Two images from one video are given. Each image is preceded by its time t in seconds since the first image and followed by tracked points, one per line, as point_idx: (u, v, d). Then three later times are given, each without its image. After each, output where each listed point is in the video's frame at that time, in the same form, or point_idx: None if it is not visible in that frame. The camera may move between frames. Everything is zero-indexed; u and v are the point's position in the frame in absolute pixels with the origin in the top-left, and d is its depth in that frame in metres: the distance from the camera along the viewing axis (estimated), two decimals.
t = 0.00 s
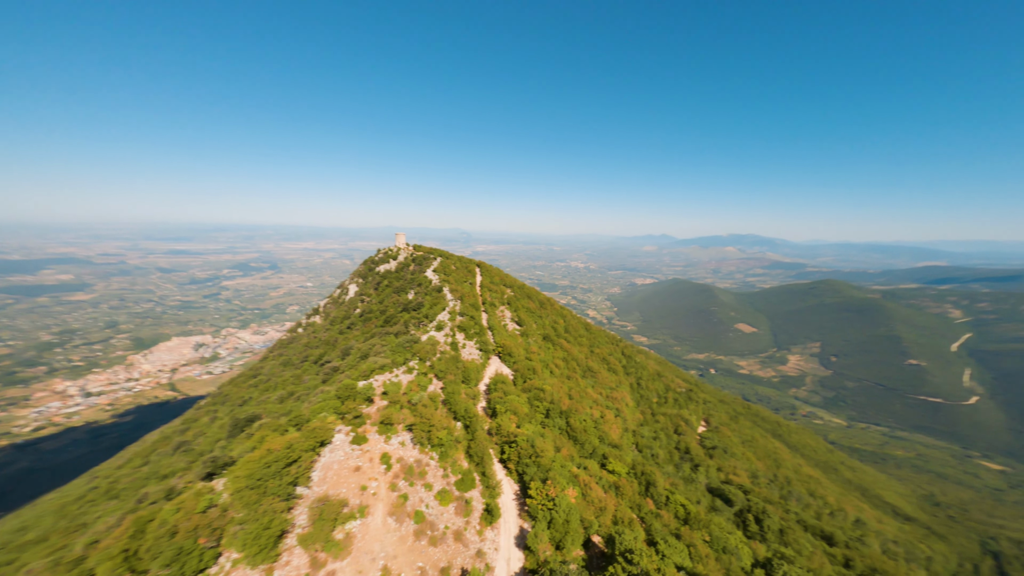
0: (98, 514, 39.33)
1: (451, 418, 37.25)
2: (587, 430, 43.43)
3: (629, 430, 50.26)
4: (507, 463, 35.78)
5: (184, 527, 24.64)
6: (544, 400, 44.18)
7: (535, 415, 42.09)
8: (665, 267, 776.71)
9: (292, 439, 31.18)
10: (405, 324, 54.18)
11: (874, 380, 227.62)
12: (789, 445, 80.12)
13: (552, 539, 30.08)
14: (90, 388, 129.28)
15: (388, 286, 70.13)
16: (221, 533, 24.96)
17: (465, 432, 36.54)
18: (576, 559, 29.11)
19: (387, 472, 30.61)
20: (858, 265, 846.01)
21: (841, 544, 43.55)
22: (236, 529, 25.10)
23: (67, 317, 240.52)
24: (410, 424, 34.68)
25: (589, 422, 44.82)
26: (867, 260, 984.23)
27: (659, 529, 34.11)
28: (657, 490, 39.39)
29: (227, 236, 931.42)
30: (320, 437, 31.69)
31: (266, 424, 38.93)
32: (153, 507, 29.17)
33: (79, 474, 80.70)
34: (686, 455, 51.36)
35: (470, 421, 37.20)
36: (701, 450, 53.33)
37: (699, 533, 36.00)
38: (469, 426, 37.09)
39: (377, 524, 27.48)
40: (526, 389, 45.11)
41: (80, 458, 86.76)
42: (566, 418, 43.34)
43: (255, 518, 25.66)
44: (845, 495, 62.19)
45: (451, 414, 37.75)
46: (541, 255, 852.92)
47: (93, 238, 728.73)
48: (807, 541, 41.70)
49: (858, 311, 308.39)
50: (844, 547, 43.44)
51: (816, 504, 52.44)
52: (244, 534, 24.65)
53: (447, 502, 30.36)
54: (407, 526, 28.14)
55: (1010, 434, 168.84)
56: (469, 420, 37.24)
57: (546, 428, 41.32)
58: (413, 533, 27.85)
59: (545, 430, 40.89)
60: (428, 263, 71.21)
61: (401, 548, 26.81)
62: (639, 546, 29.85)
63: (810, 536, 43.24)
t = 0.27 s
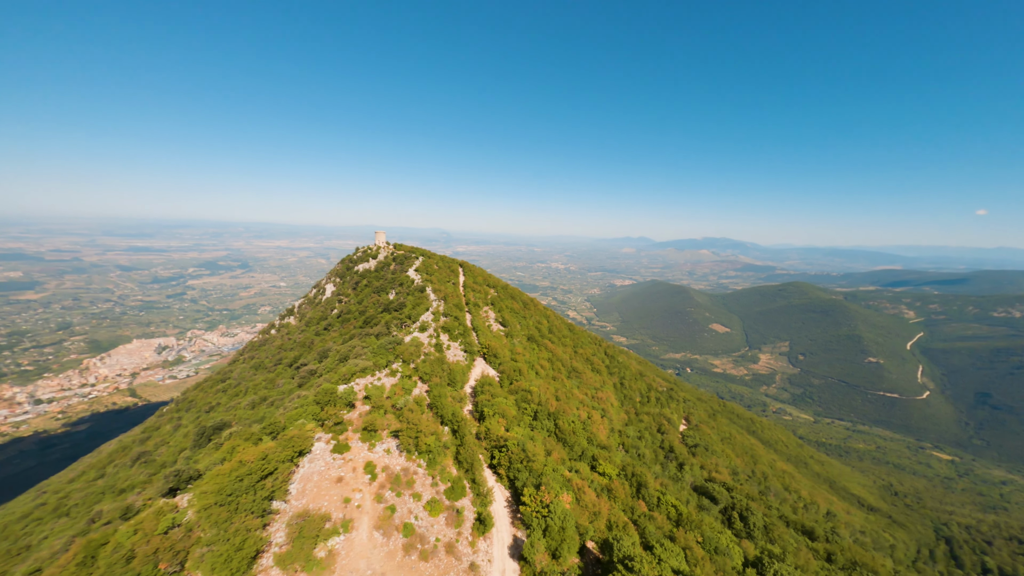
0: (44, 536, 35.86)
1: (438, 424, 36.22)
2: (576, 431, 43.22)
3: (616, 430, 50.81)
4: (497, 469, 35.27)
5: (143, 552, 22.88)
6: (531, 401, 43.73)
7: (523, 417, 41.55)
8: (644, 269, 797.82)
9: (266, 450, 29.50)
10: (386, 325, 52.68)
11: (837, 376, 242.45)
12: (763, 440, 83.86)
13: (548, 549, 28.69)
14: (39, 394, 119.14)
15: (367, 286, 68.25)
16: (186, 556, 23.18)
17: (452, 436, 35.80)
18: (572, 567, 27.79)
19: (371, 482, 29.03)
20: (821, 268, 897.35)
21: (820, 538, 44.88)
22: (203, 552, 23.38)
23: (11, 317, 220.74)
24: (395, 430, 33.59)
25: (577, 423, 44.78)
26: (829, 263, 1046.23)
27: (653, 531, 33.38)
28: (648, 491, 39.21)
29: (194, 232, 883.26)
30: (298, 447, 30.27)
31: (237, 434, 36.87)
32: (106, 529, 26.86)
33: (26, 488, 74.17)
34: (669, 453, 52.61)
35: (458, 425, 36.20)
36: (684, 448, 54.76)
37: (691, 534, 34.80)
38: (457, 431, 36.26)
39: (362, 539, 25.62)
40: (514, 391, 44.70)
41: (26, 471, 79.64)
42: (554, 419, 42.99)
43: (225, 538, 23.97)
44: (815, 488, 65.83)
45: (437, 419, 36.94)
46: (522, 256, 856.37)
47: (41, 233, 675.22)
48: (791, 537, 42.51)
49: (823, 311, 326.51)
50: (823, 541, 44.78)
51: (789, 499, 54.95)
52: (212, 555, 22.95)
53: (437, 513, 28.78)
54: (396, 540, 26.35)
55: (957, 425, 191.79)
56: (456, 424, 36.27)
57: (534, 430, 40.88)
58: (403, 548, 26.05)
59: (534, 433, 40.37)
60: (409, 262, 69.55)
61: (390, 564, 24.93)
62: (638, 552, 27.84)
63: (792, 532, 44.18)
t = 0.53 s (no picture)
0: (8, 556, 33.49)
1: (434, 429, 35.69)
2: (574, 433, 43.14)
3: (612, 431, 51.13)
4: (498, 476, 34.78)
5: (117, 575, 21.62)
6: (527, 403, 43.42)
7: (520, 420, 41.29)
8: (632, 269, 809.90)
9: (253, 460, 28.41)
10: (377, 327, 51.83)
11: (818, 373, 250.73)
12: (750, 437, 86.02)
13: (556, 559, 27.86)
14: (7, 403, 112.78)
15: (356, 287, 66.95)
16: None
17: (448, 441, 35.53)
18: None
19: (366, 493, 27.95)
20: (801, 269, 926.40)
21: (818, 536, 44.92)
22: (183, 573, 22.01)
23: None
24: (390, 436, 32.76)
25: (575, 426, 44.72)
26: (809, 264, 1081.25)
27: (659, 536, 33.01)
28: (650, 495, 39.19)
29: (172, 233, 851.80)
30: (288, 456, 29.04)
31: (219, 442, 35.49)
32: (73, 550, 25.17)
33: None
34: (662, 453, 53.41)
35: (454, 430, 35.93)
36: (678, 448, 55.63)
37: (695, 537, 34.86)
38: (453, 436, 35.83)
39: (358, 554, 24.50)
40: (510, 393, 44.25)
41: None
42: (552, 422, 42.81)
43: (207, 559, 22.72)
44: (802, 484, 67.90)
45: (433, 424, 36.40)
46: (514, 257, 853.65)
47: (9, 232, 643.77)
48: (788, 537, 41.85)
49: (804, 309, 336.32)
50: (820, 538, 44.93)
51: (780, 495, 56.27)
52: None
53: (437, 524, 28.11)
54: (395, 555, 25.28)
55: (931, 420, 206.22)
56: (452, 430, 35.97)
57: (532, 433, 40.68)
58: (402, 563, 24.99)
59: (533, 436, 40.13)
60: (399, 263, 68.32)
61: None
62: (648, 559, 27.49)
63: (790, 531, 43.81)
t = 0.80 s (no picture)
0: None
1: (434, 435, 35.10)
2: (576, 436, 43.01)
3: (611, 432, 51.23)
4: (503, 483, 34.49)
5: None
6: (528, 404, 43.06)
7: (522, 423, 40.95)
8: (622, 270, 820.08)
9: (243, 474, 27.31)
10: (370, 330, 50.91)
11: (804, 369, 257.44)
12: (742, 434, 87.60)
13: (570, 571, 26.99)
14: None
15: (347, 290, 65.76)
16: None
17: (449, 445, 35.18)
18: None
19: (366, 505, 27.15)
20: (786, 268, 950.56)
21: (821, 534, 44.41)
22: None
23: None
24: (389, 443, 32.21)
25: (577, 428, 44.60)
26: (792, 263, 1111.17)
27: (669, 540, 32.18)
28: (657, 497, 39.01)
29: (155, 238, 827.42)
30: (281, 468, 28.04)
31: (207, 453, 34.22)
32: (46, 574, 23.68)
33: None
34: (660, 452, 53.86)
35: (455, 436, 35.33)
36: (676, 448, 55.96)
37: (706, 541, 33.79)
38: (454, 441, 35.28)
39: (360, 571, 23.52)
40: (511, 395, 43.66)
41: None
42: (555, 425, 42.55)
43: None
44: (795, 481, 69.43)
45: (433, 430, 35.91)
46: (506, 259, 855.79)
47: None
48: (795, 536, 41.12)
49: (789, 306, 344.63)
50: (824, 536, 44.42)
51: (776, 492, 57.16)
52: None
53: (443, 537, 27.31)
54: (399, 571, 24.40)
55: (913, 413, 213.80)
56: (454, 435, 35.38)
57: (535, 436, 40.46)
58: None
59: (537, 441, 39.70)
60: (392, 264, 67.31)
61: None
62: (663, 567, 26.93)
63: (795, 529, 43.42)
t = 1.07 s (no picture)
0: None
1: (437, 441, 34.76)
2: (581, 439, 43.03)
3: (614, 433, 51.54)
4: (510, 491, 34.22)
5: None
6: (530, 407, 42.99)
7: (526, 427, 40.73)
8: (615, 271, 828.03)
9: (236, 488, 26.53)
10: (366, 333, 50.24)
11: (794, 365, 262.74)
12: (737, 431, 88.89)
13: None
14: None
15: (341, 293, 64.88)
16: None
17: (452, 451, 34.93)
18: None
19: (369, 519, 26.58)
20: (775, 266, 969.80)
21: (828, 533, 44.94)
22: None
23: None
24: (390, 451, 31.75)
25: (581, 430, 44.59)
26: (781, 261, 1133.63)
27: (685, 547, 32.38)
28: (668, 501, 39.18)
29: (143, 244, 812.15)
30: (277, 481, 27.35)
31: (196, 465, 33.26)
32: None
33: None
34: (661, 452, 54.29)
35: (459, 442, 35.11)
36: (678, 447, 56.46)
37: (721, 545, 34.00)
38: (458, 448, 35.03)
39: None
40: (512, 398, 43.58)
41: None
42: (559, 427, 42.59)
43: None
44: (792, 477, 70.75)
45: (435, 436, 35.41)
46: (500, 261, 858.19)
47: None
48: (804, 536, 41.57)
49: (779, 304, 350.76)
50: (830, 534, 45.00)
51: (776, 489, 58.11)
52: None
53: (451, 551, 26.72)
54: None
55: (900, 406, 219.80)
56: (457, 442, 35.13)
57: (540, 440, 40.36)
58: None
59: (542, 445, 39.58)
60: (387, 266, 66.49)
61: None
62: None
63: (801, 529, 43.82)
